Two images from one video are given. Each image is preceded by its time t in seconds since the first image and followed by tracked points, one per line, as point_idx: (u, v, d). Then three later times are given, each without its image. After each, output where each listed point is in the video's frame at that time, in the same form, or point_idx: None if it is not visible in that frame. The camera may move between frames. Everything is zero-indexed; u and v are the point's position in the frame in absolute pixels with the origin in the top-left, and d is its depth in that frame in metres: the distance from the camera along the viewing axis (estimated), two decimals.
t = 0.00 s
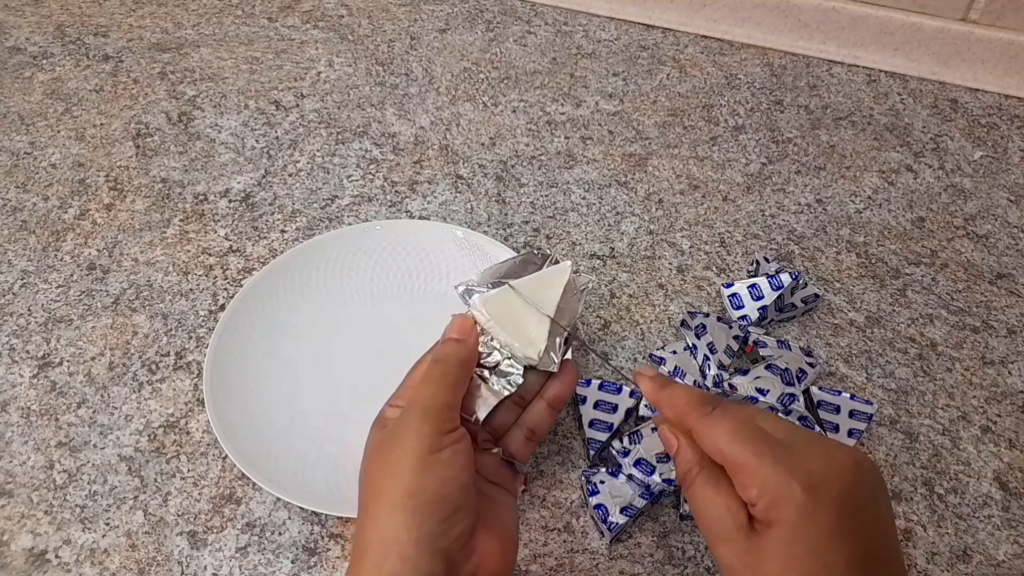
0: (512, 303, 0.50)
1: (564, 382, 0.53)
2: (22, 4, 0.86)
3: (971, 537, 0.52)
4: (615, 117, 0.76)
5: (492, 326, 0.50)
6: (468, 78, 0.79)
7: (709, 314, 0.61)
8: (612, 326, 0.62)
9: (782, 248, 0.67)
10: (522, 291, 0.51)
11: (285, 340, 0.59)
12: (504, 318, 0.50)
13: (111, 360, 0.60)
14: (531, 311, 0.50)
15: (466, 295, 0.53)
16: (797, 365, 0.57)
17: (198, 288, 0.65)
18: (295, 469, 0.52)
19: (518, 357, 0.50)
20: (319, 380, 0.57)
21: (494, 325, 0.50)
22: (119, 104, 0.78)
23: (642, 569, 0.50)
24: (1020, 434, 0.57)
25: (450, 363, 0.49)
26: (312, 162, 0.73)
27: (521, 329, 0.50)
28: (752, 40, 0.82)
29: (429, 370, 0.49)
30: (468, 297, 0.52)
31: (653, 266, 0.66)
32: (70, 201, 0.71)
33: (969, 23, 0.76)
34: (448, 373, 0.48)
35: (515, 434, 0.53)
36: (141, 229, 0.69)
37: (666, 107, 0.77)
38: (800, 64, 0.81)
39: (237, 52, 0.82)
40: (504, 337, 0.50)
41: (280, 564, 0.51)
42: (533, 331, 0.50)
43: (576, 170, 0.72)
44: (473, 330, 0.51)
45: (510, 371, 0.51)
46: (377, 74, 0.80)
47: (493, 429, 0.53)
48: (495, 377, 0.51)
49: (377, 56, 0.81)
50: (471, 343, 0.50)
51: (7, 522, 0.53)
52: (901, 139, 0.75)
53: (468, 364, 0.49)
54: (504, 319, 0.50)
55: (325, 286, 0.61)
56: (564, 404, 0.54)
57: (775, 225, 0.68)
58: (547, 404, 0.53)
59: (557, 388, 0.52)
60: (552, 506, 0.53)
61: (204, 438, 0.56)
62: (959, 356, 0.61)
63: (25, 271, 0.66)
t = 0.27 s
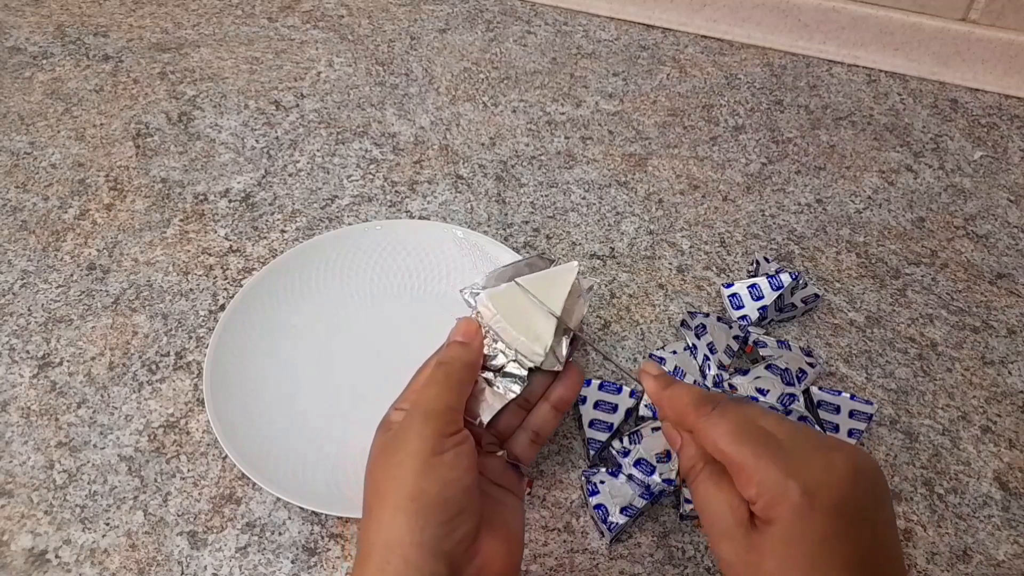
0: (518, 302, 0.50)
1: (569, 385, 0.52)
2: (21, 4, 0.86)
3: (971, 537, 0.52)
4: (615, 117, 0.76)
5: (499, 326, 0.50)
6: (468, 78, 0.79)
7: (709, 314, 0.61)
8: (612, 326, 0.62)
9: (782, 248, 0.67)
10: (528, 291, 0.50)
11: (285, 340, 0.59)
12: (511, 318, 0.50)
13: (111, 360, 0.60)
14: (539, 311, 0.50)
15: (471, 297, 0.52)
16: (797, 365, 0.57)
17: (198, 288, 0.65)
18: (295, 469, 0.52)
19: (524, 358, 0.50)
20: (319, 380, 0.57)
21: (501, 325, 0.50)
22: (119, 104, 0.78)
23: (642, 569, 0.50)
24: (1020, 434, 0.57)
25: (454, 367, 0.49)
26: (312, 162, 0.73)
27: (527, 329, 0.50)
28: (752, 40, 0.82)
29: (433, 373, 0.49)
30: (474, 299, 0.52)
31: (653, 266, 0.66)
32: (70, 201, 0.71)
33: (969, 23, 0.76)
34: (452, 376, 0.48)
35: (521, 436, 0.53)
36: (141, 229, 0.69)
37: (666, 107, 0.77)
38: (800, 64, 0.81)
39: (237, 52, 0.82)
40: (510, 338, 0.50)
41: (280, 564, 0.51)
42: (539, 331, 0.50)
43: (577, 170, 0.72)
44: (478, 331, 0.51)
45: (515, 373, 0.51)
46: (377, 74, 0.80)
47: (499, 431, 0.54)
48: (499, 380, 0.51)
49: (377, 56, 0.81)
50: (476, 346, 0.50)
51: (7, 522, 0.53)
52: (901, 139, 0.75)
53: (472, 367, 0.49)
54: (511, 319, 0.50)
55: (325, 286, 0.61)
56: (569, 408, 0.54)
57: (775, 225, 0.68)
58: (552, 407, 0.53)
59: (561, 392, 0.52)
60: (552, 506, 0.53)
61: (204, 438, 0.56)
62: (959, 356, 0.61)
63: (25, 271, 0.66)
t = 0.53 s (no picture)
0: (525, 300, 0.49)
1: (571, 384, 0.52)
2: (22, 3, 0.86)
3: (971, 537, 0.52)
4: (615, 117, 0.76)
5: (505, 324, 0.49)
6: (468, 78, 0.79)
7: (709, 314, 0.61)
8: (612, 326, 0.62)
9: (782, 248, 0.67)
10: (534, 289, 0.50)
11: (286, 340, 0.59)
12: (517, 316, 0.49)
13: (111, 360, 0.60)
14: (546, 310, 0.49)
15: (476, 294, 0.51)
16: (797, 365, 0.57)
17: (198, 288, 0.65)
18: (296, 469, 0.52)
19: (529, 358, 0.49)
20: (319, 380, 0.57)
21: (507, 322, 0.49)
22: (119, 104, 0.78)
23: (642, 569, 0.50)
24: (1020, 434, 0.57)
25: (456, 368, 0.48)
26: (312, 162, 0.73)
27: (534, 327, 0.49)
28: (752, 40, 0.82)
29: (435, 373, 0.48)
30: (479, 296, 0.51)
31: (653, 266, 0.66)
32: (70, 201, 0.71)
33: (969, 23, 0.76)
34: (455, 377, 0.48)
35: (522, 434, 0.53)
36: (141, 229, 0.69)
37: (666, 107, 0.77)
38: (800, 64, 0.81)
39: (237, 52, 0.82)
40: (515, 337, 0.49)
41: (280, 564, 0.51)
42: (545, 330, 0.49)
43: (577, 170, 0.72)
44: (483, 330, 0.50)
45: (518, 372, 0.50)
46: (377, 74, 0.80)
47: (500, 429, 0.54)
48: (500, 381, 0.50)
49: (377, 56, 0.81)
50: (479, 345, 0.49)
51: (7, 522, 0.53)
52: (901, 139, 0.75)
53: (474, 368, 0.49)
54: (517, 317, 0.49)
55: (325, 286, 0.61)
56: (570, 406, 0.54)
57: (775, 225, 0.68)
58: (553, 406, 0.53)
59: (563, 391, 0.52)
60: (552, 506, 0.53)
61: (204, 438, 0.56)
62: (959, 356, 0.61)
63: (25, 271, 0.66)
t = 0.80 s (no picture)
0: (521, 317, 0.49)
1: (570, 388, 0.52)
2: (22, 3, 0.86)
3: (971, 537, 0.52)
4: (615, 117, 0.76)
5: (501, 342, 0.49)
6: (468, 78, 0.79)
7: (709, 314, 0.61)
8: (612, 326, 0.62)
9: (782, 248, 0.67)
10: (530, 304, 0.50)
11: (286, 340, 0.59)
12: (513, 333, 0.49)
13: (111, 360, 0.60)
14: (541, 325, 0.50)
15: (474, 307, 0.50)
16: (797, 365, 0.57)
17: (198, 288, 0.65)
18: (296, 469, 0.52)
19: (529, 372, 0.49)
20: (320, 380, 0.57)
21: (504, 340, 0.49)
22: (119, 104, 0.78)
23: (642, 569, 0.50)
24: (1020, 434, 0.57)
25: (461, 367, 0.47)
26: (312, 162, 0.73)
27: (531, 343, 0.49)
28: (752, 40, 0.82)
29: (439, 371, 0.47)
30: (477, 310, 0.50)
31: (653, 266, 0.66)
32: (70, 201, 0.71)
33: (969, 23, 0.76)
34: (461, 377, 0.47)
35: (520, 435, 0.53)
36: (141, 229, 0.69)
37: (666, 107, 0.77)
38: (800, 64, 0.81)
39: (237, 52, 0.82)
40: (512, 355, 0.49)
41: (280, 564, 0.51)
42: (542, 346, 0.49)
43: (577, 170, 0.72)
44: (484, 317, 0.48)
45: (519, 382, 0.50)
46: (377, 74, 0.80)
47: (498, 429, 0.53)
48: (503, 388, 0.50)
49: (377, 56, 0.81)
50: (480, 335, 0.47)
51: (8, 522, 0.53)
52: (901, 139, 0.75)
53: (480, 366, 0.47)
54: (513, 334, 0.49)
55: (325, 286, 0.61)
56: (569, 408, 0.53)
57: (775, 225, 0.68)
58: (552, 408, 0.53)
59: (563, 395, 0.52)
60: (552, 506, 0.53)
61: (204, 438, 0.56)
62: (959, 356, 0.61)
63: (25, 271, 0.66)
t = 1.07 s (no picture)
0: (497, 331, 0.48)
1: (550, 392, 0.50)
2: (22, 4, 0.86)
3: (971, 537, 0.52)
4: (615, 117, 0.76)
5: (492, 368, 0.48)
6: (468, 78, 0.79)
7: (709, 314, 0.61)
8: (612, 326, 0.62)
9: (782, 248, 0.67)
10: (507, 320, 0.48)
11: (286, 340, 0.59)
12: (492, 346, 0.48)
13: (111, 360, 0.60)
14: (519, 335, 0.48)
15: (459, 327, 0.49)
16: (797, 365, 0.57)
17: (198, 288, 0.65)
18: (296, 468, 0.52)
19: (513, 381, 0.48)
20: (320, 380, 0.57)
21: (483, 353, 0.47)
22: (118, 104, 0.78)
23: (642, 569, 0.50)
24: (1020, 434, 0.57)
25: (472, 372, 0.44)
26: (312, 162, 0.73)
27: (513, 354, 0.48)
28: (752, 40, 0.82)
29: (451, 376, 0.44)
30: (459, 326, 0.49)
31: (653, 266, 0.66)
32: (70, 201, 0.71)
33: (969, 23, 0.76)
34: (471, 376, 0.45)
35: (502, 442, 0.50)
36: (141, 229, 0.69)
37: (666, 107, 0.77)
38: (800, 64, 0.81)
39: (237, 52, 0.82)
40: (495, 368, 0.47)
41: (280, 564, 0.51)
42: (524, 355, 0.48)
43: (577, 170, 0.72)
44: (510, 341, 0.46)
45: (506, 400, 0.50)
46: (377, 74, 0.80)
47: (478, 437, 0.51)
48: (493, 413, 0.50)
49: (377, 56, 0.81)
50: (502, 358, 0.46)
51: (8, 522, 0.53)
52: (901, 139, 0.75)
53: (492, 379, 0.45)
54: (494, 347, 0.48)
55: (325, 285, 0.61)
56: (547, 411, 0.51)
57: (775, 225, 0.68)
58: (533, 414, 0.50)
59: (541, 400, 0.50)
60: (552, 506, 0.53)
61: (204, 438, 0.56)
62: (959, 356, 0.61)
63: (25, 271, 0.66)
